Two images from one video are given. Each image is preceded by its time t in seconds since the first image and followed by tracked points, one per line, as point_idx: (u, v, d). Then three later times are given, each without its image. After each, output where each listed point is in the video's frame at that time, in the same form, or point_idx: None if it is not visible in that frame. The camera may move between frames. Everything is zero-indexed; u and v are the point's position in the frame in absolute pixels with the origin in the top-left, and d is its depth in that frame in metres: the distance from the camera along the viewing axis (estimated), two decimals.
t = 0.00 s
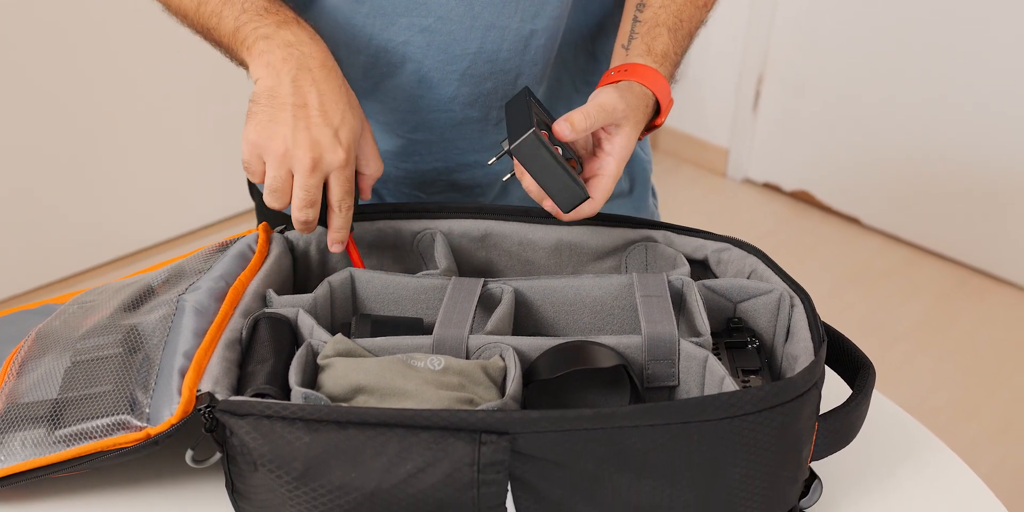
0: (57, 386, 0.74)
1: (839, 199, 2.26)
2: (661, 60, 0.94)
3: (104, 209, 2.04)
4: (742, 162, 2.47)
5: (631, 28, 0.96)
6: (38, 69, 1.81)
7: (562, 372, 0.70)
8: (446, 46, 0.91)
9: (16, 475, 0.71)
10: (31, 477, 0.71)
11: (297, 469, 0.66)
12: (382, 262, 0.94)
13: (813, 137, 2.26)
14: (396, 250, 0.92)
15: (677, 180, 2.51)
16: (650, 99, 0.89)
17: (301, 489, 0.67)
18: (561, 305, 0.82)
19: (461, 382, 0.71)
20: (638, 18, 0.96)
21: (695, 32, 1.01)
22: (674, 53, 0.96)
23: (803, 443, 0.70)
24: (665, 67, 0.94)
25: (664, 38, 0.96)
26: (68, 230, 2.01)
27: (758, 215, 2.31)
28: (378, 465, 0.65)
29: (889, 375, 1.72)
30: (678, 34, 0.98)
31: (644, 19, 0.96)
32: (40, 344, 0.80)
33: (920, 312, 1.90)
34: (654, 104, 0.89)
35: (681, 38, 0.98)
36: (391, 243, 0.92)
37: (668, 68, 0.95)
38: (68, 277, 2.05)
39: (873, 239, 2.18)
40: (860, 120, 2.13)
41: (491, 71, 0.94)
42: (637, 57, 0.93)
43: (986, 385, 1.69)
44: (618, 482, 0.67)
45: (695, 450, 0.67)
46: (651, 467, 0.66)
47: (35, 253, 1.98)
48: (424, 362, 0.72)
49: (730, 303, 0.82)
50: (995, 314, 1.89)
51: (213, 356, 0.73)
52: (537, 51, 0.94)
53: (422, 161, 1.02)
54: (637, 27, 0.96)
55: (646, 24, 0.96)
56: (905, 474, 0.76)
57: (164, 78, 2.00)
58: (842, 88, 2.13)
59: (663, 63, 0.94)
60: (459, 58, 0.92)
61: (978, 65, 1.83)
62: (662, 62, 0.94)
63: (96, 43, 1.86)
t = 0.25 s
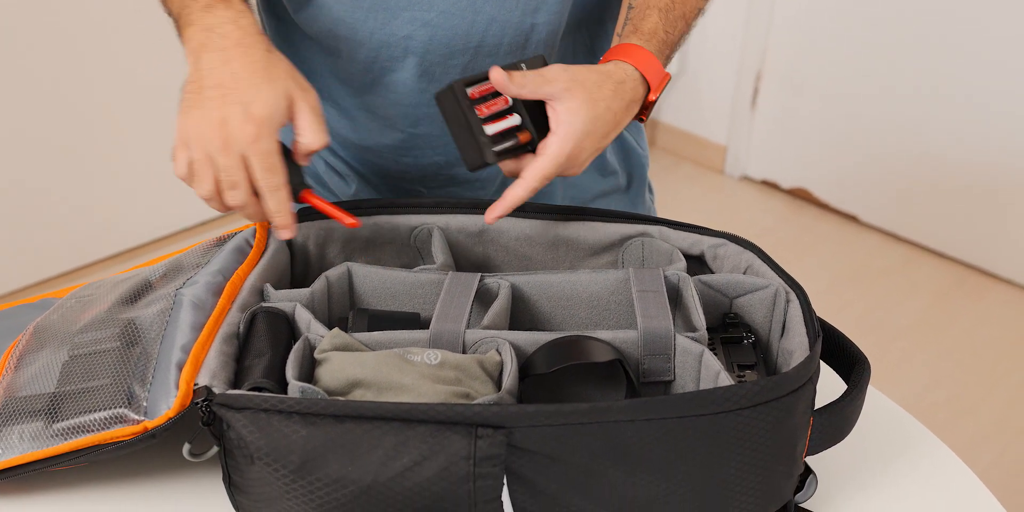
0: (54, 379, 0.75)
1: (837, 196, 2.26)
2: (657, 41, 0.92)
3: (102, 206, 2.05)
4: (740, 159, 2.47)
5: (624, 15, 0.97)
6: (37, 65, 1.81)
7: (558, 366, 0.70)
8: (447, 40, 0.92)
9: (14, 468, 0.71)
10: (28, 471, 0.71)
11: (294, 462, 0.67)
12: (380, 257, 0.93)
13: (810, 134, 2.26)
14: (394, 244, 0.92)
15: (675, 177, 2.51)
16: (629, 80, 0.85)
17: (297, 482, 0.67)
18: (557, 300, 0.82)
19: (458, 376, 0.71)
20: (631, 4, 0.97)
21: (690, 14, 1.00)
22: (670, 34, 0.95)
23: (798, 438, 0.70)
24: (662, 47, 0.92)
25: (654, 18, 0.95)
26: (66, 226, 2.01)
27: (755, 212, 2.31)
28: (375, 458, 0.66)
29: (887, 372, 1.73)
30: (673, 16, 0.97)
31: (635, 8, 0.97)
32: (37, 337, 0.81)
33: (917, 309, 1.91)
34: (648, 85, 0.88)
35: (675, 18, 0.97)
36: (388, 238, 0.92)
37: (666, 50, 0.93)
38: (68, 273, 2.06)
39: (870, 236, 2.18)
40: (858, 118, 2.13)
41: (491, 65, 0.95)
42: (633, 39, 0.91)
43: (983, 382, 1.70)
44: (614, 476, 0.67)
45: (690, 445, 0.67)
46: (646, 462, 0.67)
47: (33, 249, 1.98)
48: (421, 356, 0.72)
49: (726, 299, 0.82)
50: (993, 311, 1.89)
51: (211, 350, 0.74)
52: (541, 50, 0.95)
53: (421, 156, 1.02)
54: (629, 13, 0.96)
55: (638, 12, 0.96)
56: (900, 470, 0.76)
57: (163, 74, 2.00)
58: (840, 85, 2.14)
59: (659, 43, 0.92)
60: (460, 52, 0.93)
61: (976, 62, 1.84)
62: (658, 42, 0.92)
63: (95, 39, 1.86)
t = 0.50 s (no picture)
0: (49, 377, 0.75)
1: (833, 194, 2.27)
2: (608, 56, 0.87)
3: (99, 204, 2.05)
4: (735, 157, 2.48)
5: None
6: (34, 62, 1.81)
7: (552, 363, 0.70)
8: (437, 38, 0.92)
9: (8, 466, 0.71)
10: (23, 469, 0.71)
11: (288, 460, 0.67)
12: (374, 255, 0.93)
13: (806, 131, 2.27)
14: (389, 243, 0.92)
15: (670, 175, 2.52)
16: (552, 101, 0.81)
17: (292, 480, 0.67)
18: (551, 298, 0.82)
19: (451, 374, 0.72)
20: None
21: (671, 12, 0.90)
22: (631, 42, 0.88)
23: (792, 435, 0.70)
24: (612, 62, 0.87)
25: None
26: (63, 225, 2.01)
27: (751, 210, 2.32)
28: (369, 456, 0.66)
29: (883, 369, 1.73)
30: (642, 16, 0.87)
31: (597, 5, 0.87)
32: (32, 335, 0.81)
33: (912, 307, 1.91)
34: (578, 102, 0.85)
35: None
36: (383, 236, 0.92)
37: (619, 64, 0.88)
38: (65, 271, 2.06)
39: (865, 234, 2.19)
40: (853, 115, 2.13)
41: (480, 64, 0.94)
42: (582, 52, 0.86)
43: (978, 379, 1.70)
44: (607, 473, 0.67)
45: (684, 442, 0.67)
46: (640, 459, 0.67)
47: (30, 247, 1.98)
48: (415, 354, 0.72)
49: (720, 297, 0.82)
50: (987, 309, 1.90)
51: (205, 348, 0.74)
52: (534, 49, 0.95)
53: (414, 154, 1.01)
54: None
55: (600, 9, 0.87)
56: (894, 468, 0.77)
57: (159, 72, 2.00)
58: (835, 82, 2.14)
59: (610, 58, 0.87)
60: (450, 49, 0.93)
61: (970, 58, 1.84)
62: (609, 58, 0.87)
63: (90, 37, 1.87)
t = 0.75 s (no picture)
0: (42, 375, 0.74)
1: (827, 191, 2.27)
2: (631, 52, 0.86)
3: (93, 202, 2.04)
4: (730, 155, 2.48)
5: None
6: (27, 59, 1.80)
7: (546, 361, 0.70)
8: (429, 36, 0.92)
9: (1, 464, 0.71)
10: (16, 467, 0.71)
11: (282, 458, 0.67)
12: (368, 252, 0.93)
13: (800, 129, 2.27)
14: (384, 240, 0.92)
15: (665, 172, 2.52)
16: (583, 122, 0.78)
17: (286, 478, 0.67)
18: (546, 296, 0.82)
19: (445, 372, 0.71)
20: None
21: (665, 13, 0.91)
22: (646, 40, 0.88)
23: (786, 433, 0.71)
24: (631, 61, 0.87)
25: None
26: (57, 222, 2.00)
27: (746, 207, 2.32)
28: (363, 454, 0.66)
29: (876, 367, 1.74)
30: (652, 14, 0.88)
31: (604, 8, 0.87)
32: (26, 333, 0.81)
33: (906, 304, 1.91)
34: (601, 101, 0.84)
35: None
36: (377, 233, 0.92)
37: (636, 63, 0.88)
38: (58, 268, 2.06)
39: (860, 231, 2.19)
40: (847, 113, 2.13)
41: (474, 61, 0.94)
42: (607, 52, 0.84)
43: (972, 376, 1.71)
44: (601, 471, 0.67)
45: (677, 440, 0.67)
46: (634, 457, 0.67)
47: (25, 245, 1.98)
48: (409, 352, 0.72)
49: (714, 295, 0.83)
50: (982, 306, 1.90)
51: (199, 346, 0.74)
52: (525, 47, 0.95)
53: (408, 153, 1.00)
54: None
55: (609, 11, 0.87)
56: (888, 466, 0.77)
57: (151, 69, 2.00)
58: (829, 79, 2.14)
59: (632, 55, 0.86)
60: (442, 47, 0.93)
61: (961, 55, 1.84)
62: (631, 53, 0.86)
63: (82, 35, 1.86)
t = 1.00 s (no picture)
0: (42, 375, 0.74)
1: (826, 190, 2.27)
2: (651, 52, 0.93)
3: (92, 200, 2.04)
4: (730, 153, 2.48)
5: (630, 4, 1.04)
6: (27, 57, 1.80)
7: (546, 361, 0.70)
8: (427, 35, 0.92)
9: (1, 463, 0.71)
10: (15, 467, 0.71)
11: (282, 458, 0.67)
12: (368, 252, 0.93)
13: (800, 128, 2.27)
14: (384, 238, 0.92)
15: (664, 171, 2.52)
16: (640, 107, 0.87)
17: (287, 477, 0.67)
18: (547, 295, 0.82)
19: (446, 371, 0.71)
20: None
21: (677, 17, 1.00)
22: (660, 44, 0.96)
23: (786, 433, 0.71)
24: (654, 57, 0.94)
25: None
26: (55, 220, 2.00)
27: (746, 206, 2.32)
28: (364, 453, 0.66)
29: (876, 366, 1.74)
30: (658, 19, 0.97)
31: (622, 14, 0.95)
32: (25, 332, 0.80)
33: (905, 303, 1.92)
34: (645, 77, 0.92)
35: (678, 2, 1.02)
36: (377, 231, 0.92)
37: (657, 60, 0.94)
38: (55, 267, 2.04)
39: (859, 231, 2.19)
40: (847, 111, 2.13)
41: (473, 59, 0.94)
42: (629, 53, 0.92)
43: (972, 375, 1.71)
44: (602, 471, 0.67)
45: (678, 440, 0.67)
46: (635, 457, 0.67)
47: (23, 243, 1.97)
48: (410, 351, 0.72)
49: (715, 294, 0.83)
50: (982, 305, 1.90)
51: (199, 345, 0.74)
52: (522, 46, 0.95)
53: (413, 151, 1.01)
54: None
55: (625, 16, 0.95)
56: (889, 467, 0.76)
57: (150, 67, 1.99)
58: (828, 78, 2.14)
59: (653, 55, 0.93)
60: (440, 46, 0.92)
61: (960, 54, 1.84)
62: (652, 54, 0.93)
63: (81, 32, 1.86)
